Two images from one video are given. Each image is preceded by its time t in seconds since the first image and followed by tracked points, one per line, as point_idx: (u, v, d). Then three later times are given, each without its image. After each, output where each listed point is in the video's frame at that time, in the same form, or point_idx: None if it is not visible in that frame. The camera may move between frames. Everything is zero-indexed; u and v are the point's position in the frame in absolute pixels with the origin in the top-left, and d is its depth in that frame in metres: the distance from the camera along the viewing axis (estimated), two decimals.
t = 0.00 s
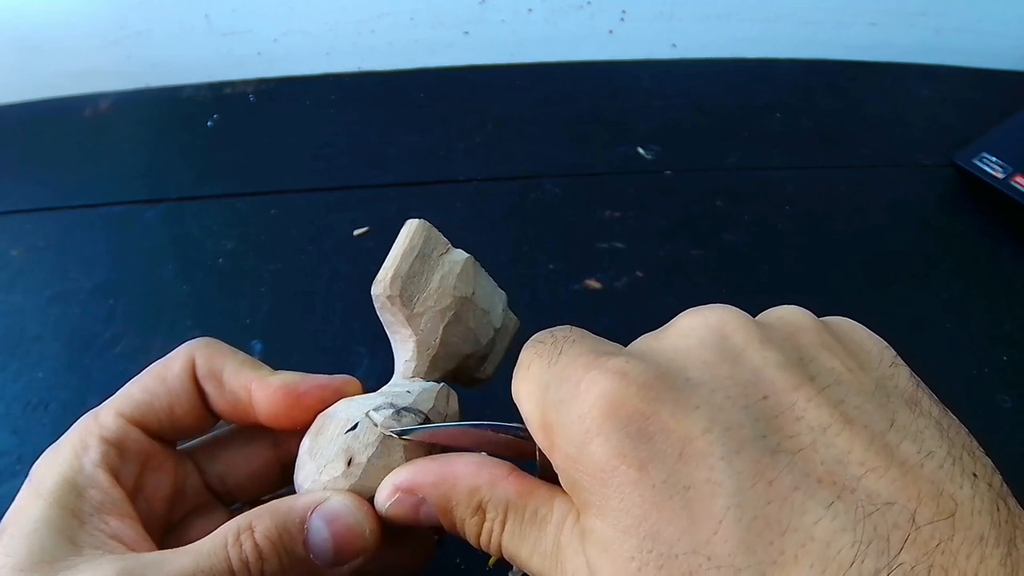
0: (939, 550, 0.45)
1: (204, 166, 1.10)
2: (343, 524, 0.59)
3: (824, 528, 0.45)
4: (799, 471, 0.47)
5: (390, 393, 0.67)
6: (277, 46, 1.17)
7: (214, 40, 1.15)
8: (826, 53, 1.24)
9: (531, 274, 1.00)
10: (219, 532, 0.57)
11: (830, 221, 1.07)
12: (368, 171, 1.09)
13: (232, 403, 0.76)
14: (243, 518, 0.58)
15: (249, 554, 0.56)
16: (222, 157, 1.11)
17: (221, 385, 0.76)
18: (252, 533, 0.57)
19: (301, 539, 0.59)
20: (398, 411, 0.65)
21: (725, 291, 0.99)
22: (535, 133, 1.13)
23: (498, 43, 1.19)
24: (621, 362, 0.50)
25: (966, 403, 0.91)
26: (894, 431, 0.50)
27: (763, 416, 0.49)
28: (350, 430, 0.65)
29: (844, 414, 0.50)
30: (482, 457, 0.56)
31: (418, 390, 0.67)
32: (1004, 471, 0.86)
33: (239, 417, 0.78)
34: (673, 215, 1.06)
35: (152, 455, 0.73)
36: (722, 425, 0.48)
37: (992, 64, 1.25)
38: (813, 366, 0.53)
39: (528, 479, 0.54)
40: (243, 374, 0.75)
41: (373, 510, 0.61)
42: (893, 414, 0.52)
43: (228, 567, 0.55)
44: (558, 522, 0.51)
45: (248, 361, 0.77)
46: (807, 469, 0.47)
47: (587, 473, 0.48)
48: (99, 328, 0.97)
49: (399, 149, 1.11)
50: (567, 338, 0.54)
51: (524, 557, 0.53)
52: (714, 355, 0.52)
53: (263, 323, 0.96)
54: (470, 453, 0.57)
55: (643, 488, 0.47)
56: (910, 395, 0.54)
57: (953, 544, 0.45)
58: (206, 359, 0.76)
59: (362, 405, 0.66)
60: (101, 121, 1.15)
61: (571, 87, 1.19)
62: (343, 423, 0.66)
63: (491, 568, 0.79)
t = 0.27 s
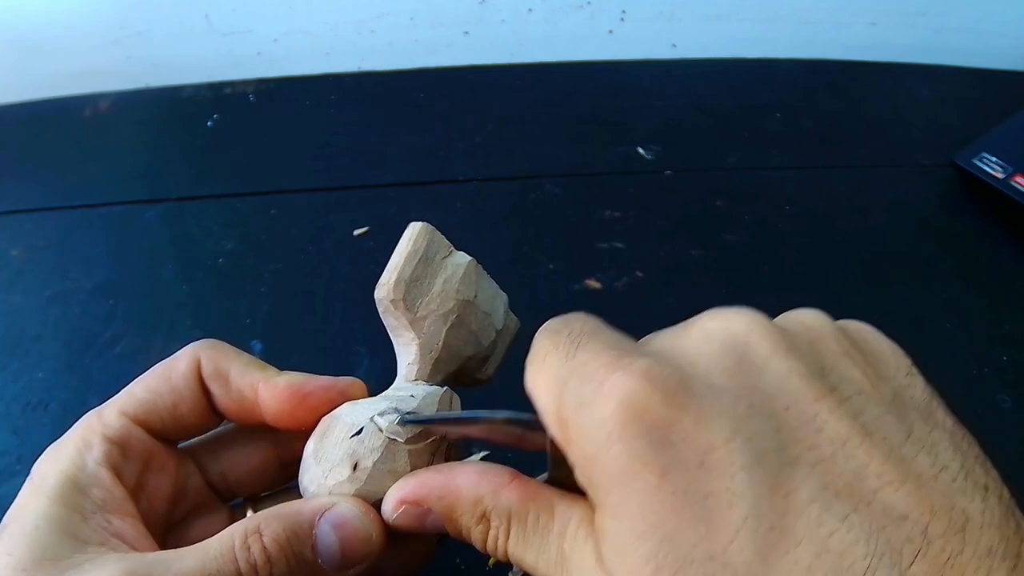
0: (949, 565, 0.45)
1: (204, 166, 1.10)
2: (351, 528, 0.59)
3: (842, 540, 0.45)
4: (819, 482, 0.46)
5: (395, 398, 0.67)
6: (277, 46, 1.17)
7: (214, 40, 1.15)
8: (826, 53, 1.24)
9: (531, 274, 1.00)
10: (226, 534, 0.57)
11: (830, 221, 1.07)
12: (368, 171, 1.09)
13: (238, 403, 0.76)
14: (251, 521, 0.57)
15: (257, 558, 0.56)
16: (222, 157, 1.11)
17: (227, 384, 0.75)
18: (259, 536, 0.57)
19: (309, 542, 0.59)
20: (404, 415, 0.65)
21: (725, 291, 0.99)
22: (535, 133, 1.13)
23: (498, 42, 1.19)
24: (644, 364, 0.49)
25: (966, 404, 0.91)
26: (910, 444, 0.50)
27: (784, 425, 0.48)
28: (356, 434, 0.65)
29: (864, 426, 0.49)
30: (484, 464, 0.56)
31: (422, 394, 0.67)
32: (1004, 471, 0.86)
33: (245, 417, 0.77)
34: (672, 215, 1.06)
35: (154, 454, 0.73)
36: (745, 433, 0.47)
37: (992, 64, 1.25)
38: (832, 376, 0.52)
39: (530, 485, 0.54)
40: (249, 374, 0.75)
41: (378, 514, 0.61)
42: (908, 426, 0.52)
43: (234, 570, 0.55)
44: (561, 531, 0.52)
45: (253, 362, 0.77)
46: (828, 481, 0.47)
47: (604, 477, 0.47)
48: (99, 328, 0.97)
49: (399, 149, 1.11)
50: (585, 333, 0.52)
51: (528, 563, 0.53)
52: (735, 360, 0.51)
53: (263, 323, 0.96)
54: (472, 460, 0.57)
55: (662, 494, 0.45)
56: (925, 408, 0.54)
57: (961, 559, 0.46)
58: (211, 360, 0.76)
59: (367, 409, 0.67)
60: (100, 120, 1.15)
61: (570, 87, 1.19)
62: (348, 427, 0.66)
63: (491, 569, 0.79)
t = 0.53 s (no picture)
0: (929, 556, 0.46)
1: (204, 166, 1.10)
2: (356, 529, 0.60)
3: (816, 536, 0.46)
4: (793, 479, 0.47)
5: (395, 398, 0.67)
6: (277, 46, 1.17)
7: (214, 40, 1.15)
8: (826, 53, 1.24)
9: (531, 274, 1.00)
10: (230, 534, 0.56)
11: (830, 221, 1.07)
12: (368, 171, 1.09)
13: (234, 401, 0.76)
14: (255, 521, 0.57)
15: (262, 559, 0.56)
16: (222, 157, 1.11)
17: (223, 382, 0.75)
18: (265, 537, 0.57)
19: (313, 542, 0.59)
20: (406, 416, 0.65)
21: (725, 291, 0.99)
22: (535, 133, 1.13)
23: (498, 43, 1.19)
24: (621, 369, 0.50)
25: (966, 404, 0.91)
26: (887, 439, 0.51)
27: (759, 425, 0.49)
28: (358, 434, 0.65)
29: (839, 423, 0.50)
30: (481, 463, 0.56)
31: (422, 395, 0.67)
32: (1004, 471, 0.86)
33: (241, 415, 0.77)
34: (673, 215, 1.06)
35: (149, 451, 0.73)
36: (718, 433, 0.48)
37: (992, 64, 1.25)
38: (808, 376, 0.53)
39: (526, 483, 0.54)
40: (246, 373, 0.75)
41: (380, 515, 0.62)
42: (886, 422, 0.52)
43: (240, 570, 0.55)
44: (556, 528, 0.52)
45: (249, 359, 0.77)
46: (802, 478, 0.47)
47: (583, 479, 0.48)
48: (99, 328, 0.97)
49: (399, 149, 1.11)
50: (568, 339, 0.53)
51: (524, 561, 0.54)
52: (711, 362, 0.51)
53: (263, 323, 0.96)
54: (470, 460, 0.57)
55: (638, 495, 0.47)
56: (902, 405, 0.55)
57: (942, 551, 0.46)
58: (206, 357, 0.75)
59: (368, 409, 0.66)
60: (101, 120, 1.15)
61: (571, 87, 1.19)
62: (349, 427, 0.66)
63: (491, 569, 0.79)
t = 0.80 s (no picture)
0: (929, 554, 0.46)
1: (204, 166, 1.10)
2: (342, 515, 0.60)
3: (818, 532, 0.46)
4: (796, 474, 0.47)
5: (386, 386, 0.67)
6: (277, 46, 1.17)
7: (214, 40, 1.15)
8: (826, 53, 1.24)
9: (531, 274, 1.00)
10: (215, 527, 0.57)
11: (830, 221, 1.07)
12: (368, 171, 1.09)
13: (231, 397, 0.76)
14: (239, 512, 0.58)
15: (247, 547, 0.56)
16: (222, 157, 1.11)
17: (220, 379, 0.75)
18: (249, 526, 0.57)
19: (300, 531, 0.59)
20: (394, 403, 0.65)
21: (725, 291, 0.99)
22: (535, 133, 1.13)
23: (498, 42, 1.19)
24: (624, 361, 0.50)
25: (966, 404, 0.91)
26: (889, 436, 0.51)
27: (762, 419, 0.49)
28: (347, 420, 0.65)
29: (842, 419, 0.50)
30: (477, 451, 0.56)
31: (414, 382, 0.68)
32: (1005, 472, 0.86)
33: (240, 412, 0.77)
34: (673, 215, 1.06)
35: (147, 451, 0.74)
36: (722, 427, 0.48)
37: (992, 64, 1.25)
38: (811, 371, 0.53)
39: (524, 473, 0.54)
40: (243, 368, 0.75)
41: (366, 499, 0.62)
42: (889, 419, 0.52)
43: (225, 560, 0.55)
44: (553, 518, 0.52)
45: (247, 356, 0.78)
46: (805, 473, 0.47)
47: (586, 470, 0.48)
48: (99, 328, 0.97)
49: (399, 149, 1.11)
50: (566, 334, 0.54)
51: (518, 552, 0.53)
52: (714, 356, 0.51)
53: (263, 323, 0.96)
54: (467, 448, 0.57)
55: (641, 488, 0.47)
56: (904, 403, 0.55)
57: (942, 549, 0.46)
58: (204, 355, 0.76)
59: (359, 397, 0.67)
60: (101, 120, 1.15)
61: (571, 87, 1.19)
62: (338, 412, 0.66)
63: (491, 569, 0.79)
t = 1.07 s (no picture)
0: (941, 536, 0.47)
1: (204, 166, 1.10)
2: (322, 500, 0.59)
3: (830, 517, 0.46)
4: (807, 460, 0.47)
5: (380, 376, 0.67)
6: (277, 46, 1.17)
7: (214, 40, 1.15)
8: (826, 53, 1.24)
9: (531, 274, 1.00)
10: (200, 520, 0.57)
11: (830, 221, 1.07)
12: (368, 171, 1.09)
13: (245, 390, 0.77)
14: (223, 504, 0.58)
15: (229, 537, 0.56)
16: (222, 157, 1.11)
17: (233, 373, 0.77)
18: (231, 516, 0.57)
19: (282, 518, 0.59)
20: (382, 390, 0.65)
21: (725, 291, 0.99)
22: (535, 133, 1.13)
23: (498, 43, 1.19)
24: (633, 345, 0.50)
25: (966, 404, 0.91)
26: (898, 421, 0.51)
27: (772, 405, 0.49)
28: (335, 406, 0.65)
29: (851, 405, 0.50)
30: (469, 447, 0.56)
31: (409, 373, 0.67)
32: (1005, 472, 0.86)
33: (254, 405, 0.79)
34: (673, 215, 1.06)
35: (160, 452, 0.74)
36: (732, 413, 0.48)
37: (992, 64, 1.25)
38: (818, 359, 0.53)
39: (521, 471, 0.55)
40: (256, 360, 0.77)
41: (348, 485, 0.62)
42: (896, 405, 0.52)
43: (208, 552, 0.55)
44: (552, 518, 0.52)
45: (260, 353, 0.79)
46: (816, 458, 0.48)
47: (590, 457, 0.48)
48: (99, 328, 0.97)
49: (399, 149, 1.11)
50: (572, 312, 0.53)
51: (516, 552, 0.54)
52: (723, 342, 0.51)
53: (263, 323, 0.96)
54: (461, 445, 0.57)
55: (650, 476, 0.47)
56: (909, 389, 0.55)
57: (953, 531, 0.47)
58: (217, 355, 0.77)
59: (351, 386, 0.67)
60: (101, 121, 1.15)
61: (571, 88, 1.19)
62: (331, 400, 0.67)
63: (491, 568, 0.79)
